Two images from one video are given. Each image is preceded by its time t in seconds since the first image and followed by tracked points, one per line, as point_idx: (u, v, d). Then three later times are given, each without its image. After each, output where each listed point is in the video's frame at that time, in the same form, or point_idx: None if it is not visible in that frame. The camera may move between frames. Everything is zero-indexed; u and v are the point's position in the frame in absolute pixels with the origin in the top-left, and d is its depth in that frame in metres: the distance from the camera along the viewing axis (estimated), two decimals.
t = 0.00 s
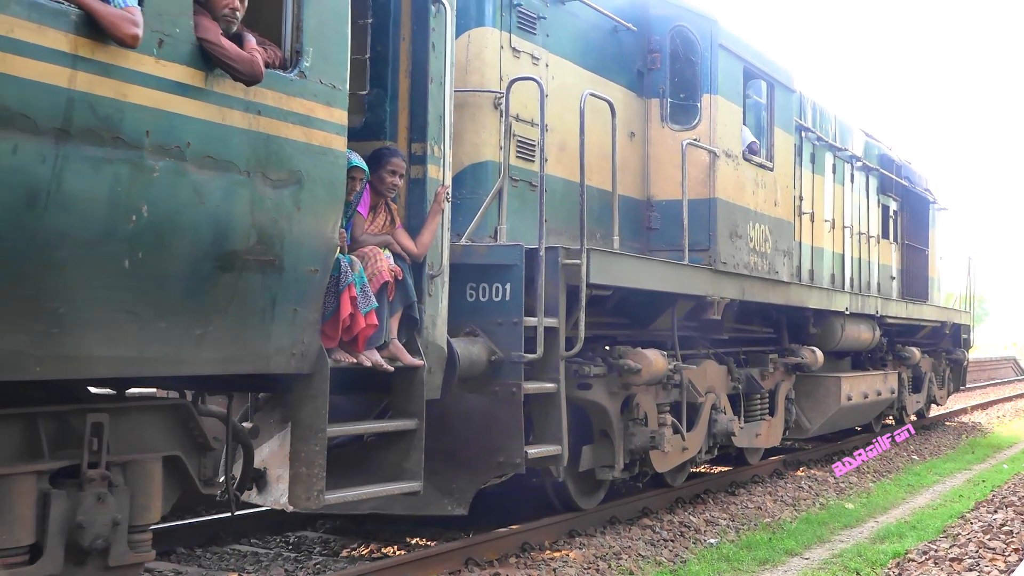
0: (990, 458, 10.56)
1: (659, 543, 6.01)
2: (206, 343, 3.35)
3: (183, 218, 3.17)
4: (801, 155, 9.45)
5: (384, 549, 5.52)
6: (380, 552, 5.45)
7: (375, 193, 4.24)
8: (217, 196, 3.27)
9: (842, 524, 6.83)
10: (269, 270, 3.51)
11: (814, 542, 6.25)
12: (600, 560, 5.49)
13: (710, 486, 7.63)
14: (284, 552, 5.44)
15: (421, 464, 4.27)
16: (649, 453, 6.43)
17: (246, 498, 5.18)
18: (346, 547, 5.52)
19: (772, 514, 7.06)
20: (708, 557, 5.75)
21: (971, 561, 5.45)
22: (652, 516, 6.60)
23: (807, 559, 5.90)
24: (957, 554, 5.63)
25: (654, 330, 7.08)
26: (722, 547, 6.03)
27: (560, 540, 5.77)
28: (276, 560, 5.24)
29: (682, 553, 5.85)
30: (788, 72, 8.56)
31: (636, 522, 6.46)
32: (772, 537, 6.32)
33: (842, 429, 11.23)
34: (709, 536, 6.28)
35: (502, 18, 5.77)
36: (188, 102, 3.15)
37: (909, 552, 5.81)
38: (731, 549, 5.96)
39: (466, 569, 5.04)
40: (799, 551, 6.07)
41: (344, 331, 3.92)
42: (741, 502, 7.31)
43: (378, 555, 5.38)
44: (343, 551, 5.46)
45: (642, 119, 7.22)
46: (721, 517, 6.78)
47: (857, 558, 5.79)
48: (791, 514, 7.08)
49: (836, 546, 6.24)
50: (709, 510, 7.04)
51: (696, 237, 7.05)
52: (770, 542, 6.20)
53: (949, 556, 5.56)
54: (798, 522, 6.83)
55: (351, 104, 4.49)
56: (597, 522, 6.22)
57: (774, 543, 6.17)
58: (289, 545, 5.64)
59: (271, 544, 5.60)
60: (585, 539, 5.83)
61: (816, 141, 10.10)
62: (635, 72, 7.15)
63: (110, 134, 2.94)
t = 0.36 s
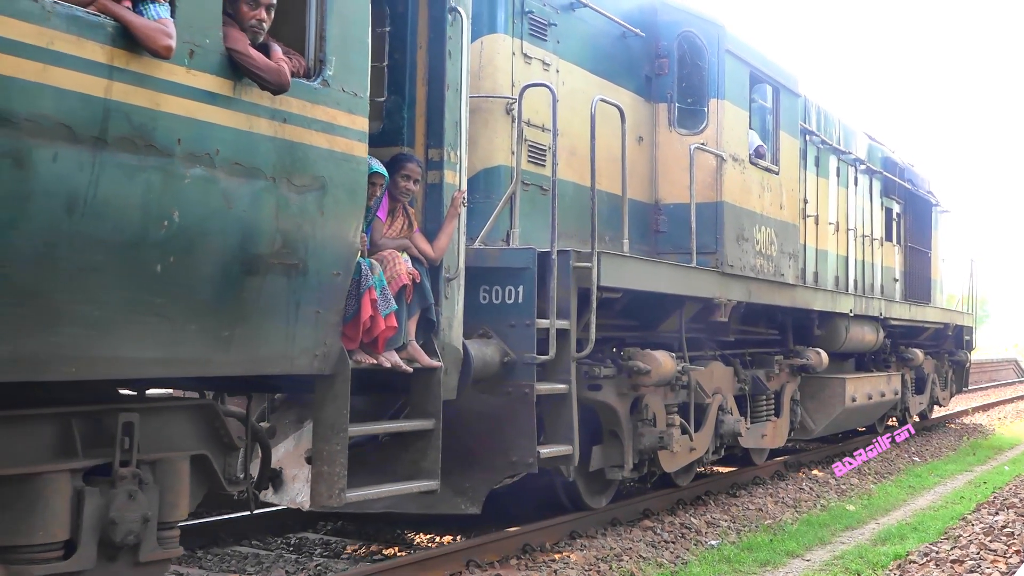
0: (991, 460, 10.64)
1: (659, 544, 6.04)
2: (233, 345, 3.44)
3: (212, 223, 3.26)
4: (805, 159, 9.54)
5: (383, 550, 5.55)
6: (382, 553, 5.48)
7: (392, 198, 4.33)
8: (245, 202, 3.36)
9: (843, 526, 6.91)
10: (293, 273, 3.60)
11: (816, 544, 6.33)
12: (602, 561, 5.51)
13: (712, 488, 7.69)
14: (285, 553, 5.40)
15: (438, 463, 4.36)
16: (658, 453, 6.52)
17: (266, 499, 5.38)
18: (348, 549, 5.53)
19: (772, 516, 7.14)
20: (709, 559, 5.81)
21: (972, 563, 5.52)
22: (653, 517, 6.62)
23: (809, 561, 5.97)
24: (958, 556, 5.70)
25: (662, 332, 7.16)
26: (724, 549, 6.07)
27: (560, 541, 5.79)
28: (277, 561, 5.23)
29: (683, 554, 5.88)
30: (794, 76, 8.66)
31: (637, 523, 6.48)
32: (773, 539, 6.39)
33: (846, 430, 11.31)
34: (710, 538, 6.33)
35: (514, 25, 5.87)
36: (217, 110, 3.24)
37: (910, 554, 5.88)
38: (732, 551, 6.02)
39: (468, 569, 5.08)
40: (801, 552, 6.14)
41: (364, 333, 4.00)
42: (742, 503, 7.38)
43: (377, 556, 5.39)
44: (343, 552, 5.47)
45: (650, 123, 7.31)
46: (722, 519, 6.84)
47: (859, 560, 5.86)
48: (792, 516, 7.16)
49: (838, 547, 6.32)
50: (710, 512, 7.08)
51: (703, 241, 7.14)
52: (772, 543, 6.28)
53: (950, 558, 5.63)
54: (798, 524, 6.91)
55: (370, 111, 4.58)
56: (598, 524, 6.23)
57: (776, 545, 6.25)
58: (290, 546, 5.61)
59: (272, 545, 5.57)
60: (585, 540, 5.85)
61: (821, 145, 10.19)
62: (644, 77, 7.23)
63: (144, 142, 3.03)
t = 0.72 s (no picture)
0: (991, 461, 10.72)
1: (659, 545, 6.10)
2: (260, 346, 3.53)
3: (241, 228, 3.35)
4: (809, 162, 9.64)
5: (388, 551, 5.57)
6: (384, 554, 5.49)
7: (410, 204, 4.42)
8: (272, 207, 3.45)
9: (843, 527, 7.00)
10: (317, 277, 3.70)
11: (816, 545, 6.41)
12: (601, 563, 5.55)
13: (712, 489, 7.73)
14: (285, 555, 5.39)
15: (454, 462, 4.46)
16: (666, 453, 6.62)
17: (282, 499, 5.52)
18: (348, 550, 5.54)
19: (773, 517, 7.22)
20: (710, 560, 5.86)
21: (972, 565, 5.59)
22: (653, 519, 6.68)
23: (810, 562, 6.05)
24: (958, 558, 5.78)
25: (670, 333, 7.26)
26: (724, 551, 6.12)
27: (561, 543, 5.84)
28: (279, 562, 5.22)
29: (683, 555, 5.94)
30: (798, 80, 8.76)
31: (638, 524, 6.53)
32: (774, 541, 6.46)
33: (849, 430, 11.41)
34: (710, 539, 6.38)
35: (525, 31, 5.96)
36: (246, 118, 3.34)
37: (911, 555, 5.95)
38: (733, 552, 6.07)
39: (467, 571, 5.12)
40: (801, 554, 6.23)
41: (384, 335, 4.10)
42: (742, 504, 7.44)
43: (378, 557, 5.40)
44: (344, 554, 5.47)
45: (658, 127, 7.41)
46: (723, 520, 6.90)
47: (859, 561, 5.94)
48: (792, 517, 7.24)
49: (838, 549, 6.39)
50: (710, 513, 7.12)
51: (710, 243, 7.23)
52: (772, 545, 6.35)
53: (950, 559, 5.70)
54: (799, 525, 6.98)
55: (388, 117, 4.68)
56: (598, 525, 6.28)
57: (776, 547, 6.32)
58: (290, 548, 5.60)
59: (272, 546, 5.56)
60: (585, 542, 5.90)
61: (824, 148, 10.28)
62: (651, 82, 7.33)
63: (178, 150, 3.12)
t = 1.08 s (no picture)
0: (994, 462, 10.79)
1: (661, 547, 6.11)
2: (288, 348, 3.64)
3: (272, 232, 3.46)
4: (815, 165, 9.73)
5: (388, 552, 5.57)
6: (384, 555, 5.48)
7: (431, 209, 4.53)
8: (301, 213, 3.56)
9: (846, 528, 7.07)
10: (344, 280, 3.81)
11: (817, 547, 6.41)
12: (603, 564, 5.57)
13: (713, 490, 7.72)
14: (286, 556, 5.37)
15: (473, 461, 4.56)
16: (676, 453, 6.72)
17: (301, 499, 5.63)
18: (348, 551, 5.51)
19: (775, 518, 7.27)
20: (711, 561, 5.87)
21: (974, 565, 5.64)
22: (655, 520, 6.67)
23: (811, 563, 6.06)
24: (961, 558, 5.83)
25: (679, 335, 7.36)
26: (726, 551, 6.16)
27: (563, 544, 5.86)
28: (280, 564, 5.20)
29: (684, 557, 5.96)
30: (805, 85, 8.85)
31: (639, 525, 6.52)
32: (776, 542, 6.48)
33: (854, 431, 11.50)
34: (712, 540, 6.40)
35: (538, 38, 6.07)
36: (277, 127, 3.45)
37: (913, 556, 6.00)
38: (734, 553, 6.08)
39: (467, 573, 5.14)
40: (803, 555, 6.23)
41: (406, 336, 4.21)
42: (745, 505, 7.49)
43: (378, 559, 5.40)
44: (345, 555, 5.46)
45: (667, 131, 7.51)
46: (725, 521, 6.93)
47: (862, 562, 5.98)
48: (795, 518, 7.29)
49: (840, 550, 6.43)
50: (712, 514, 7.15)
51: (719, 246, 7.33)
52: (775, 546, 6.38)
53: (952, 560, 5.74)
54: (800, 527, 7.02)
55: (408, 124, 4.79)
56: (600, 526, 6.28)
57: (778, 548, 6.35)
58: (291, 548, 5.57)
59: (274, 547, 5.54)
60: (587, 544, 5.91)
61: (830, 151, 10.38)
62: (660, 87, 7.42)
63: (213, 158, 3.23)
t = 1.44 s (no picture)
0: (993, 463, 10.91)
1: (661, 547, 6.15)
2: (315, 348, 3.76)
3: (301, 237, 3.58)
4: (819, 167, 9.84)
5: (387, 554, 5.57)
6: (383, 557, 5.50)
7: (449, 213, 4.64)
8: (329, 218, 3.68)
9: (846, 529, 7.16)
10: (369, 282, 3.92)
11: (818, 548, 6.50)
12: (603, 565, 5.60)
13: (712, 491, 7.74)
14: (286, 557, 5.40)
15: (490, 459, 4.67)
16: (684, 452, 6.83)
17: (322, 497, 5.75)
18: (347, 552, 5.54)
19: (775, 519, 7.34)
20: (711, 562, 5.93)
21: (974, 566, 5.73)
22: (655, 521, 6.68)
23: (811, 564, 6.13)
24: (961, 559, 5.92)
25: (687, 335, 7.47)
26: (727, 552, 6.21)
27: (563, 544, 5.90)
28: (280, 565, 5.23)
29: (684, 558, 6.01)
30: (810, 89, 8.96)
31: (638, 526, 6.53)
32: (776, 543, 6.56)
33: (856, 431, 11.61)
34: (712, 541, 6.44)
35: (549, 45, 6.18)
36: (306, 134, 3.56)
37: (913, 557, 6.09)
38: (735, 554, 6.15)
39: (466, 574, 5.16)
40: (803, 555, 6.32)
41: (427, 337, 4.32)
42: (745, 505, 7.57)
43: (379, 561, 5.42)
44: (344, 556, 5.48)
45: (675, 135, 7.62)
46: (725, 522, 6.99)
47: (861, 562, 6.06)
48: (795, 519, 7.37)
49: (840, 551, 6.52)
50: (711, 515, 7.18)
51: (726, 248, 7.44)
52: (775, 546, 6.44)
53: (952, 561, 5.84)
54: (800, 528, 7.10)
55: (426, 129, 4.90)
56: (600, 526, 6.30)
57: (777, 548, 6.40)
58: (291, 549, 5.60)
59: (275, 548, 5.57)
60: (587, 544, 5.95)
61: (833, 154, 10.48)
62: (668, 91, 7.53)
63: (247, 165, 3.34)
